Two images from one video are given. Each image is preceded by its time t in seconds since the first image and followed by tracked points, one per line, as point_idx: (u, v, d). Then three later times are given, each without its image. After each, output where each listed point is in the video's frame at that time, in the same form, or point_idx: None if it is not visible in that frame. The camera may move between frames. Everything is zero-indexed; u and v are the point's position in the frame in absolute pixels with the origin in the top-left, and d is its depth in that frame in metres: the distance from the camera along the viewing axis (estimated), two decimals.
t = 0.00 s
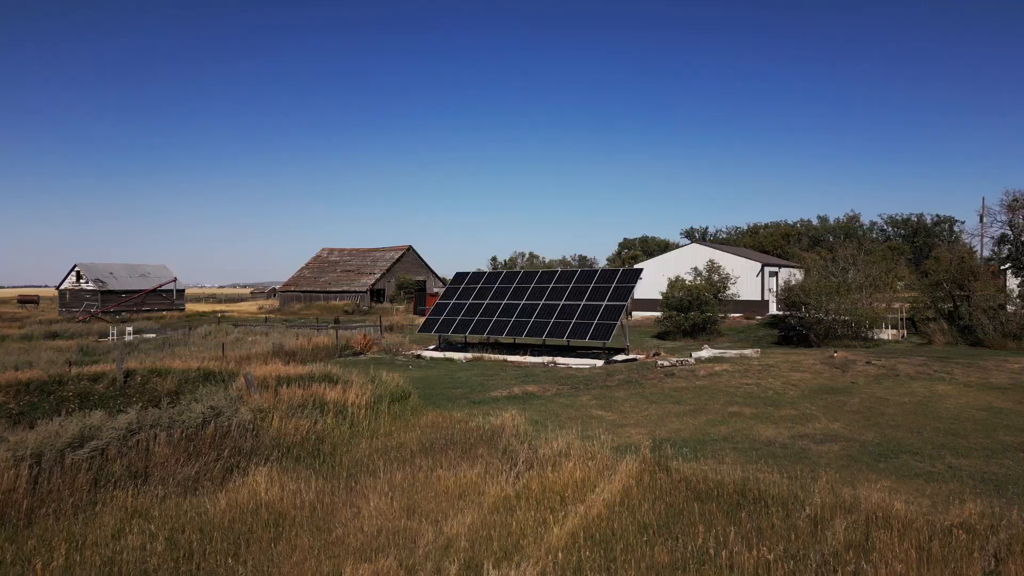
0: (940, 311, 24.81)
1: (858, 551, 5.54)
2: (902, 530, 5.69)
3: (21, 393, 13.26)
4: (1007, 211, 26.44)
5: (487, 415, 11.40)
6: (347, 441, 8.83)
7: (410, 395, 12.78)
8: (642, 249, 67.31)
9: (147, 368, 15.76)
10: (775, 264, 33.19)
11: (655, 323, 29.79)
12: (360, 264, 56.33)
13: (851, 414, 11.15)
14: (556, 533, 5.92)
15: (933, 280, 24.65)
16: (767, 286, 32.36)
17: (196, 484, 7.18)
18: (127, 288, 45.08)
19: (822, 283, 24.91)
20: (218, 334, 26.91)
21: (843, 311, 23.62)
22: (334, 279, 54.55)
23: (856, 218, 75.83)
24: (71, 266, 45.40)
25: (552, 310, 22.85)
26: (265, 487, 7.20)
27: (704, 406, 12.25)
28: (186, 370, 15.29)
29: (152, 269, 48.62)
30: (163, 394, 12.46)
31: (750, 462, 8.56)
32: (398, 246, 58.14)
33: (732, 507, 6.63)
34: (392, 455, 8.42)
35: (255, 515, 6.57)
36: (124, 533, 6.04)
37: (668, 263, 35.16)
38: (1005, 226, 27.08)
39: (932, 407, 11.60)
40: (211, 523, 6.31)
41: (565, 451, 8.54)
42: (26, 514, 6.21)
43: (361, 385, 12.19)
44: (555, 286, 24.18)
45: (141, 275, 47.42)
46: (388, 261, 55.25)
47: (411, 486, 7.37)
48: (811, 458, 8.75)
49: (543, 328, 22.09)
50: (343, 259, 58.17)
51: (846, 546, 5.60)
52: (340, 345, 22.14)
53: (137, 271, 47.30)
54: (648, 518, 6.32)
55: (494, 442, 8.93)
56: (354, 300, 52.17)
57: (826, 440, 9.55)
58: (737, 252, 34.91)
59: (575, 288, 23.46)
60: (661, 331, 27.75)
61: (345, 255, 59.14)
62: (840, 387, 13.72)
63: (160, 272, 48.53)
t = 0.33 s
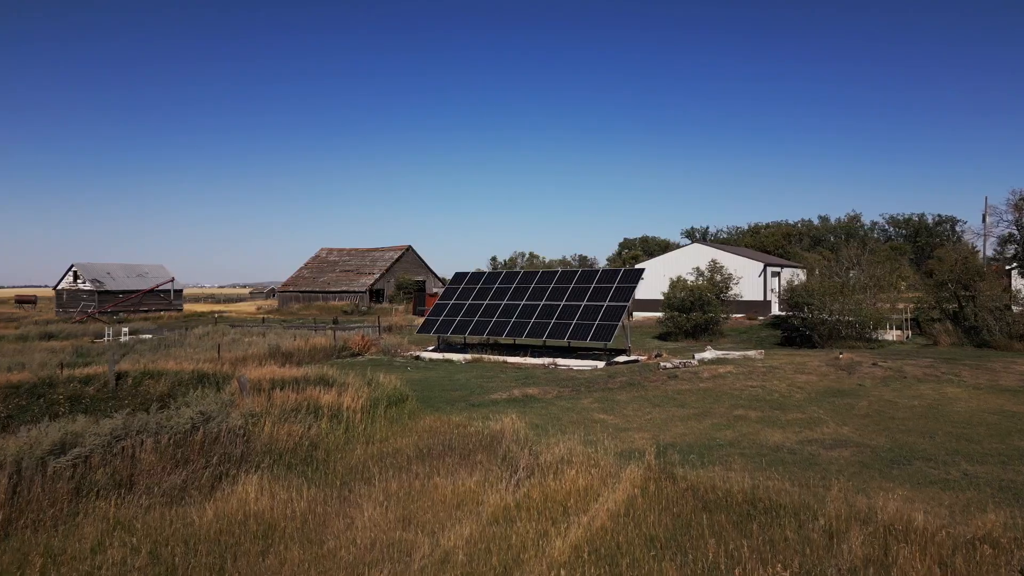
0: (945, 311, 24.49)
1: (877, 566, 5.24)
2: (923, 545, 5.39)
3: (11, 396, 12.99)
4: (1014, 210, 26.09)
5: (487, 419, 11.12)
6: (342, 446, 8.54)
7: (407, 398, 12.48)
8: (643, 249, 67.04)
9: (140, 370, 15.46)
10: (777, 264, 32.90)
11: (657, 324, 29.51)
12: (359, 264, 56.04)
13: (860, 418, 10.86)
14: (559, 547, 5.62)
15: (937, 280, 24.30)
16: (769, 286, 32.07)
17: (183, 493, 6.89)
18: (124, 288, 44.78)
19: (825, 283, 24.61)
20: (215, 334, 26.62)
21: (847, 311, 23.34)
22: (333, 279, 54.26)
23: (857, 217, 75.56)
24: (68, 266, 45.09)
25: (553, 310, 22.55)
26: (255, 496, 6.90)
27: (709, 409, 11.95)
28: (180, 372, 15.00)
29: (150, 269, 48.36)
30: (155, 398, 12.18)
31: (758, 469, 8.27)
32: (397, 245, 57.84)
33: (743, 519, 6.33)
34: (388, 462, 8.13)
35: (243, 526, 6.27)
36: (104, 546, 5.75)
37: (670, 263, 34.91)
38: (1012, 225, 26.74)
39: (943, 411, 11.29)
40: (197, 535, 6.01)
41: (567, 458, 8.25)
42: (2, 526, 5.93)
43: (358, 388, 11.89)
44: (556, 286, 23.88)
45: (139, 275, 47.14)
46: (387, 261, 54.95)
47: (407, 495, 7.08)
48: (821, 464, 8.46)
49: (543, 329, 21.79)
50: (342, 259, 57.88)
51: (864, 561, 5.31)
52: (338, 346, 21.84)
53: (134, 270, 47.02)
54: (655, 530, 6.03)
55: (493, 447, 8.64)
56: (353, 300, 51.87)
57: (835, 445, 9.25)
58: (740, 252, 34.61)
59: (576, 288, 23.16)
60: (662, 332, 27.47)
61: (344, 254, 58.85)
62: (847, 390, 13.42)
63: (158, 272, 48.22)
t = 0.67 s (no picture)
0: (950, 312, 24.18)
1: None
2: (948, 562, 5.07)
3: None
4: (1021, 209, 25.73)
5: (485, 424, 10.81)
6: (335, 453, 8.22)
7: (404, 401, 12.18)
8: (644, 249, 66.69)
9: (131, 372, 15.15)
10: (780, 264, 32.60)
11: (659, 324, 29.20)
12: (358, 264, 55.72)
13: (870, 422, 10.56)
14: (561, 561, 5.32)
15: (942, 280, 23.96)
16: (771, 287, 31.76)
17: (166, 504, 6.58)
18: (121, 288, 44.48)
19: (829, 283, 24.30)
20: (211, 335, 26.34)
21: (851, 312, 23.04)
22: (332, 279, 53.95)
23: (859, 217, 75.15)
24: (65, 266, 44.80)
25: (553, 311, 22.25)
26: (243, 507, 6.58)
27: (713, 413, 11.64)
28: (173, 374, 14.69)
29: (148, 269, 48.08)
30: (145, 401, 11.87)
31: (767, 476, 7.96)
32: (397, 246, 57.53)
33: (754, 530, 6.02)
34: (383, 469, 7.82)
35: (229, 538, 5.96)
36: (81, 560, 5.44)
37: (671, 262, 34.60)
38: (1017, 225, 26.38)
39: (955, 415, 10.98)
40: (179, 548, 5.70)
41: (569, 464, 7.94)
42: None
43: (353, 391, 11.58)
44: (556, 286, 23.57)
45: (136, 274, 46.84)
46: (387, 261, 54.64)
47: (401, 506, 6.77)
48: (833, 471, 8.16)
49: (544, 329, 21.47)
50: (341, 259, 57.57)
51: None
52: (335, 347, 21.53)
53: (132, 270, 46.73)
54: (662, 543, 5.72)
55: (492, 454, 8.33)
56: (352, 300, 51.54)
57: (846, 451, 8.95)
58: (741, 252, 34.31)
59: (577, 288, 22.85)
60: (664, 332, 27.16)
61: (343, 254, 58.55)
62: (855, 393, 13.11)
63: (155, 272, 47.92)
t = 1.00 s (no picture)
0: (956, 312, 23.95)
1: None
2: None
3: None
4: None
5: (484, 429, 10.48)
6: (327, 460, 7.89)
7: (401, 404, 11.86)
8: (644, 249, 66.30)
9: (123, 374, 14.83)
10: (783, 264, 32.27)
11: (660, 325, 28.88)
12: (358, 264, 55.43)
13: (881, 427, 10.24)
14: None
15: (948, 280, 23.78)
16: (774, 286, 31.46)
17: (148, 516, 6.26)
18: (119, 288, 44.21)
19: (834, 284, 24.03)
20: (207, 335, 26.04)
21: (856, 312, 22.73)
22: (331, 279, 53.67)
23: (860, 217, 74.73)
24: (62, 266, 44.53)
25: (554, 311, 21.94)
26: (229, 518, 6.25)
27: (719, 417, 11.32)
28: (165, 376, 14.39)
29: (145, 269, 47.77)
30: (135, 405, 11.55)
31: (778, 486, 7.64)
32: (396, 245, 57.25)
33: (768, 545, 5.69)
34: (377, 478, 7.49)
35: (212, 553, 5.64)
36: None
37: (674, 262, 34.30)
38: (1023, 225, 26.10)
39: (968, 419, 10.66)
40: (159, 564, 5.38)
41: (571, 472, 7.62)
42: None
43: (349, 394, 11.24)
44: (557, 286, 23.26)
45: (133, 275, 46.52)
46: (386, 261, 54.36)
47: (395, 518, 6.44)
48: (846, 480, 7.84)
49: (544, 330, 21.16)
50: (340, 259, 57.28)
51: None
52: (332, 348, 21.22)
53: (129, 270, 46.43)
54: (672, 559, 5.39)
55: (492, 461, 8.01)
56: (350, 301, 51.18)
57: (858, 458, 8.64)
58: (743, 251, 34.02)
59: (578, 288, 22.54)
60: (666, 333, 26.83)
61: (343, 254, 58.26)
62: (863, 396, 12.79)
63: (153, 272, 47.64)
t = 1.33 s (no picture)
0: (962, 313, 23.66)
1: None
2: None
3: None
4: None
5: (483, 434, 10.15)
6: (319, 469, 7.55)
7: (398, 408, 11.51)
8: (644, 249, 65.93)
9: (113, 376, 14.49)
10: (785, 264, 31.92)
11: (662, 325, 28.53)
12: (356, 264, 55.09)
13: (893, 432, 9.90)
14: None
15: (954, 280, 23.50)
16: (777, 287, 31.13)
17: (127, 529, 5.93)
18: (116, 288, 43.88)
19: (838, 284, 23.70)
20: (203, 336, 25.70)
21: (860, 313, 22.40)
22: (329, 280, 53.34)
23: (862, 217, 74.35)
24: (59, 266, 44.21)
25: (554, 312, 21.60)
26: (213, 532, 5.92)
27: (725, 421, 10.98)
28: (156, 379, 14.05)
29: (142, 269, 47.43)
30: (122, 409, 11.20)
31: (789, 496, 7.30)
32: (395, 245, 56.91)
33: (783, 562, 5.36)
34: (371, 488, 7.16)
35: (193, 570, 5.30)
36: None
37: (675, 262, 33.97)
38: None
39: (983, 424, 10.31)
40: None
41: (574, 481, 7.28)
42: None
43: (344, 398, 10.89)
44: (557, 286, 22.92)
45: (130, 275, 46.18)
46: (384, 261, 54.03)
47: (389, 531, 6.11)
48: (860, 489, 7.50)
49: (545, 331, 20.82)
50: (339, 259, 56.96)
51: None
52: (329, 349, 20.89)
53: (126, 271, 46.08)
54: None
55: (491, 469, 7.67)
56: (349, 301, 50.82)
57: (872, 465, 8.31)
58: (746, 251, 33.67)
59: (579, 288, 22.20)
60: (668, 334, 26.48)
61: (342, 254, 57.94)
62: (873, 399, 12.44)
63: (150, 272, 47.31)
